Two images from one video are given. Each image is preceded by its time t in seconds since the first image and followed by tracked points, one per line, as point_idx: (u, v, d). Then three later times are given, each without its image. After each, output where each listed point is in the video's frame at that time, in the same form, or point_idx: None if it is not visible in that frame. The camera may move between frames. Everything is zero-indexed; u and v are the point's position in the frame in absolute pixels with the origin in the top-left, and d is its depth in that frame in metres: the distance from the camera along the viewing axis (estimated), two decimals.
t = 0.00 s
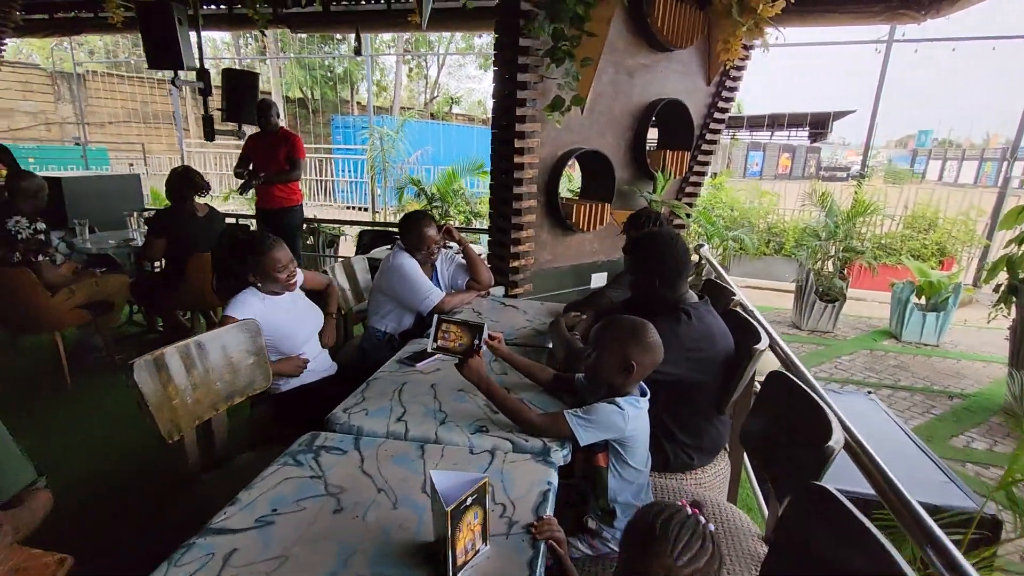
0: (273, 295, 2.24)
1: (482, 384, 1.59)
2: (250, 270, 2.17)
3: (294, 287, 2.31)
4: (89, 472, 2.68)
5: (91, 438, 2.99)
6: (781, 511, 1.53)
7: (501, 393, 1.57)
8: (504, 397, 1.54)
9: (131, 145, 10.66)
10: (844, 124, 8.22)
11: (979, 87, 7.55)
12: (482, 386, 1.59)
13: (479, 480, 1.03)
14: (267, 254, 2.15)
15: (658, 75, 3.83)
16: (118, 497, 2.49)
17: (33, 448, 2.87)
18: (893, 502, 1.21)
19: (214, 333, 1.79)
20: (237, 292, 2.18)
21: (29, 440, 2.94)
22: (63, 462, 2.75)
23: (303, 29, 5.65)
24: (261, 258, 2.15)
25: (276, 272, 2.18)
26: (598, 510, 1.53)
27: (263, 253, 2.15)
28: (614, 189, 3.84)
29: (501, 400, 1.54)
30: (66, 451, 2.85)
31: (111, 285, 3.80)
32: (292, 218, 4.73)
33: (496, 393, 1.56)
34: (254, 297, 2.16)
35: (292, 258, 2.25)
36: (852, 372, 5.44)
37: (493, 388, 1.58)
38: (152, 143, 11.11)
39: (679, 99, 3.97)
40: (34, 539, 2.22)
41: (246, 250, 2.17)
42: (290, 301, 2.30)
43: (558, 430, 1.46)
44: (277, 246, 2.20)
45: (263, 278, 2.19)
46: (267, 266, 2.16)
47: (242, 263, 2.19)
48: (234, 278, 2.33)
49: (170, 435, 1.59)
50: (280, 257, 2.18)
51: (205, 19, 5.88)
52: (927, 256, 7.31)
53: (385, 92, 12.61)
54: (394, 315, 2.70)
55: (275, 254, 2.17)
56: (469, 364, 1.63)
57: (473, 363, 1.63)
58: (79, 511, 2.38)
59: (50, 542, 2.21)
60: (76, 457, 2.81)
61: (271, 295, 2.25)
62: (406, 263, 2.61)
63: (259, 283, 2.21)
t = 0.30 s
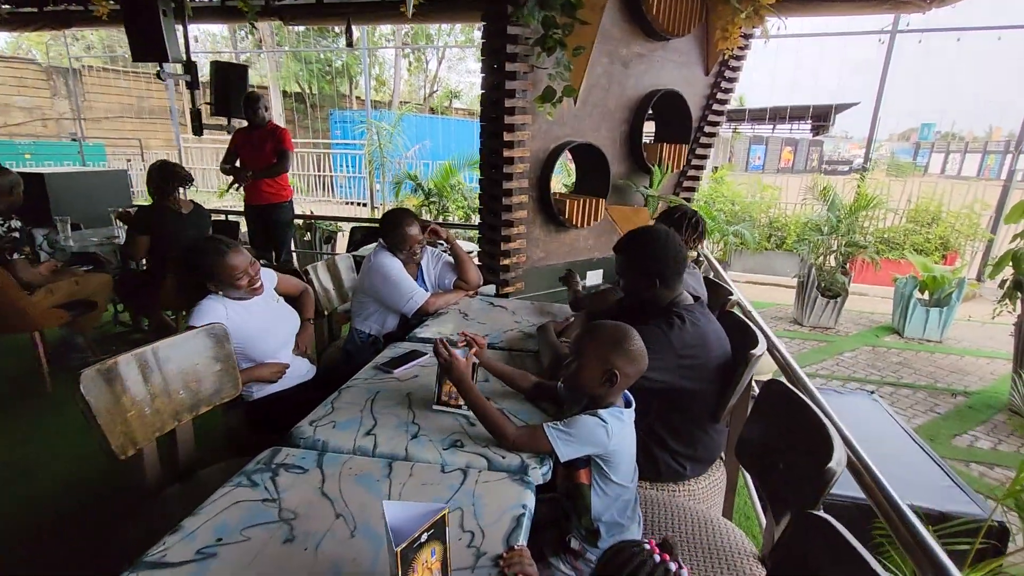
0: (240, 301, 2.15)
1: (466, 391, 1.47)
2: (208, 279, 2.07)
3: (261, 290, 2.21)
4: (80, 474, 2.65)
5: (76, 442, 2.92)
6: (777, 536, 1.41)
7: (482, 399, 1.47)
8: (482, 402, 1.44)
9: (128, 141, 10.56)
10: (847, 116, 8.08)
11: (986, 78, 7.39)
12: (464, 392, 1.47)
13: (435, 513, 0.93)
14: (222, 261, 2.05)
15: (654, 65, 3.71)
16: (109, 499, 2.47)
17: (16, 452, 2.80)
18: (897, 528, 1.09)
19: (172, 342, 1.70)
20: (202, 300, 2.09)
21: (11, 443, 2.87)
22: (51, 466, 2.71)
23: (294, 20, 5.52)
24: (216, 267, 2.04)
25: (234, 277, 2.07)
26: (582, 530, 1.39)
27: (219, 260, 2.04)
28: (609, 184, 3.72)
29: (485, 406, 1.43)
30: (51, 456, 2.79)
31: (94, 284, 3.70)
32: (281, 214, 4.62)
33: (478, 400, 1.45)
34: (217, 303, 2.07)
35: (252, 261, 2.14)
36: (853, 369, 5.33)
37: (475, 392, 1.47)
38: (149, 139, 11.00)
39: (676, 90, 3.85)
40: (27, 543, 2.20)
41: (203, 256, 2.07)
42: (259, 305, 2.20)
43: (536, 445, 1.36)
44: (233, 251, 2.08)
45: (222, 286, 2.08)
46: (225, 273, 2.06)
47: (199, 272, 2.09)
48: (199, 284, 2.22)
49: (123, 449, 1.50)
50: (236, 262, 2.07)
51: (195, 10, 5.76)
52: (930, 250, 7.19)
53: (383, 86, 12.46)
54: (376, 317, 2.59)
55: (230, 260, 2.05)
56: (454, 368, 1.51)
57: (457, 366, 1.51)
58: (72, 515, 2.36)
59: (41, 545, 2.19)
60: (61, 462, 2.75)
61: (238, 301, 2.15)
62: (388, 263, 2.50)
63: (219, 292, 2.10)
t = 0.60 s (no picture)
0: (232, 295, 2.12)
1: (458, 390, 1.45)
2: (196, 273, 2.05)
3: (253, 285, 2.19)
4: (75, 473, 2.62)
5: (70, 441, 2.88)
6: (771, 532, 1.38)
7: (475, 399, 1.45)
8: (475, 401, 1.42)
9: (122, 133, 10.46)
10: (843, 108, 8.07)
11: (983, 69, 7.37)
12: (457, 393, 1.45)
13: (425, 516, 0.91)
14: (212, 254, 2.02)
15: (649, 56, 3.67)
16: (109, 497, 2.45)
17: (8, 452, 2.75)
18: (892, 527, 1.07)
19: (159, 340, 1.68)
20: (191, 294, 2.06)
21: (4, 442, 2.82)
22: (44, 466, 2.67)
23: (285, 11, 5.45)
24: (204, 261, 2.02)
25: (224, 271, 2.05)
26: (576, 527, 1.39)
27: (208, 253, 2.02)
28: (605, 177, 3.69)
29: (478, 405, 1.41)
30: (43, 455, 2.75)
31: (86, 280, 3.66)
32: (275, 207, 4.58)
33: (470, 399, 1.43)
34: (208, 297, 2.05)
35: (242, 254, 2.12)
36: (849, 361, 5.34)
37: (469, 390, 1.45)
38: (143, 131, 10.94)
39: (671, 81, 3.81)
40: (33, 543, 2.17)
41: (191, 250, 2.04)
42: (251, 299, 2.18)
43: (530, 443, 1.34)
44: (223, 244, 2.06)
45: (211, 280, 2.05)
46: (213, 266, 2.03)
47: (186, 266, 2.06)
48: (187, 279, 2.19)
49: (111, 450, 1.47)
50: (225, 255, 2.05)
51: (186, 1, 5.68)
52: (925, 243, 7.19)
53: (378, 77, 12.36)
54: (371, 313, 2.57)
55: (219, 253, 2.03)
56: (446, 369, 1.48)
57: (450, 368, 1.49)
58: (73, 514, 2.34)
59: (48, 545, 2.16)
60: (53, 461, 2.71)
61: (229, 296, 2.11)
62: (380, 259, 2.48)
63: (209, 285, 2.08)
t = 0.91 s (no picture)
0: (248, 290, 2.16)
1: (469, 389, 1.49)
2: (213, 270, 2.08)
3: (267, 282, 2.23)
4: (76, 472, 2.63)
5: (73, 438, 2.89)
6: (777, 525, 1.42)
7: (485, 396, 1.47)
8: (486, 398, 1.45)
9: (120, 128, 10.41)
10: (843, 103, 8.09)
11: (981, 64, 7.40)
12: (467, 390, 1.49)
13: (450, 508, 0.95)
14: (229, 251, 2.05)
15: (653, 54, 3.69)
16: (115, 494, 2.47)
17: (10, 451, 2.75)
18: (896, 518, 1.12)
19: (177, 336, 1.71)
20: (209, 288, 2.10)
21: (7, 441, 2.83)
22: (48, 463, 2.68)
23: (287, 6, 5.44)
24: (221, 256, 2.05)
25: (241, 267, 2.08)
26: (588, 518, 1.44)
27: (225, 250, 2.05)
28: (608, 174, 3.72)
29: (486, 402, 1.44)
30: (49, 453, 2.77)
31: (94, 276, 3.68)
32: (279, 203, 4.60)
33: (479, 396, 1.46)
34: (224, 293, 2.08)
35: (258, 251, 2.15)
36: (847, 355, 5.39)
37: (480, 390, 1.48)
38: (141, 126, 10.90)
39: (675, 79, 3.84)
40: (37, 543, 2.18)
41: (208, 245, 2.07)
42: (266, 296, 2.22)
43: (543, 438, 1.38)
44: (240, 240, 2.10)
45: (226, 275, 2.08)
46: (230, 263, 2.06)
47: (202, 261, 2.09)
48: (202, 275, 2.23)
49: (133, 443, 1.52)
50: (242, 251, 2.08)
51: None
52: (923, 238, 7.24)
53: (377, 71, 12.34)
54: (378, 308, 2.60)
55: (236, 249, 2.07)
56: (454, 371, 1.53)
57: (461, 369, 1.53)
58: (77, 511, 2.35)
59: (53, 544, 2.17)
60: (57, 459, 2.72)
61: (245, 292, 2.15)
62: (389, 255, 2.51)
63: (225, 280, 2.11)
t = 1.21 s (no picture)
0: (258, 284, 2.19)
1: (466, 389, 1.51)
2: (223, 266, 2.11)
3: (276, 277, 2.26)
4: (77, 471, 2.63)
5: (76, 436, 2.90)
6: (784, 518, 1.44)
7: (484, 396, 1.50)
8: (489, 398, 1.48)
9: (125, 126, 10.43)
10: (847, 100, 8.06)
11: (986, 59, 7.40)
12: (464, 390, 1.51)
13: (464, 498, 0.97)
14: (240, 244, 2.09)
15: (659, 51, 3.70)
16: (118, 494, 2.48)
17: (15, 449, 2.76)
18: (904, 511, 1.13)
19: (190, 330, 1.73)
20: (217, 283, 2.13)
21: (10, 440, 2.84)
22: (51, 462, 2.69)
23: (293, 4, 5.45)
24: (232, 250, 2.09)
25: (251, 261, 2.11)
26: (597, 513, 1.46)
27: (236, 243, 2.09)
28: (613, 171, 3.73)
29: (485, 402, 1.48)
30: (54, 450, 2.78)
31: (102, 273, 3.71)
32: (285, 201, 4.62)
33: (477, 397, 1.49)
34: (233, 287, 2.11)
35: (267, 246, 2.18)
36: (851, 353, 5.40)
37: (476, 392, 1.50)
38: (146, 124, 10.92)
39: (681, 76, 3.85)
40: (38, 542, 2.18)
41: (219, 240, 2.11)
42: (275, 290, 2.25)
43: (552, 432, 1.40)
44: (251, 235, 2.13)
45: (236, 269, 2.12)
46: (240, 256, 2.10)
47: (215, 255, 2.14)
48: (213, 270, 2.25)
49: (147, 436, 1.54)
50: (253, 245, 2.11)
51: None
52: (928, 235, 7.23)
53: (380, 68, 12.34)
54: (386, 305, 2.62)
55: (248, 243, 2.10)
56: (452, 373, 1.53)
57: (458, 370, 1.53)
58: (80, 511, 2.36)
59: (55, 543, 2.18)
60: (61, 457, 2.73)
61: (253, 286, 2.18)
62: (397, 252, 2.53)
63: (234, 275, 2.14)
